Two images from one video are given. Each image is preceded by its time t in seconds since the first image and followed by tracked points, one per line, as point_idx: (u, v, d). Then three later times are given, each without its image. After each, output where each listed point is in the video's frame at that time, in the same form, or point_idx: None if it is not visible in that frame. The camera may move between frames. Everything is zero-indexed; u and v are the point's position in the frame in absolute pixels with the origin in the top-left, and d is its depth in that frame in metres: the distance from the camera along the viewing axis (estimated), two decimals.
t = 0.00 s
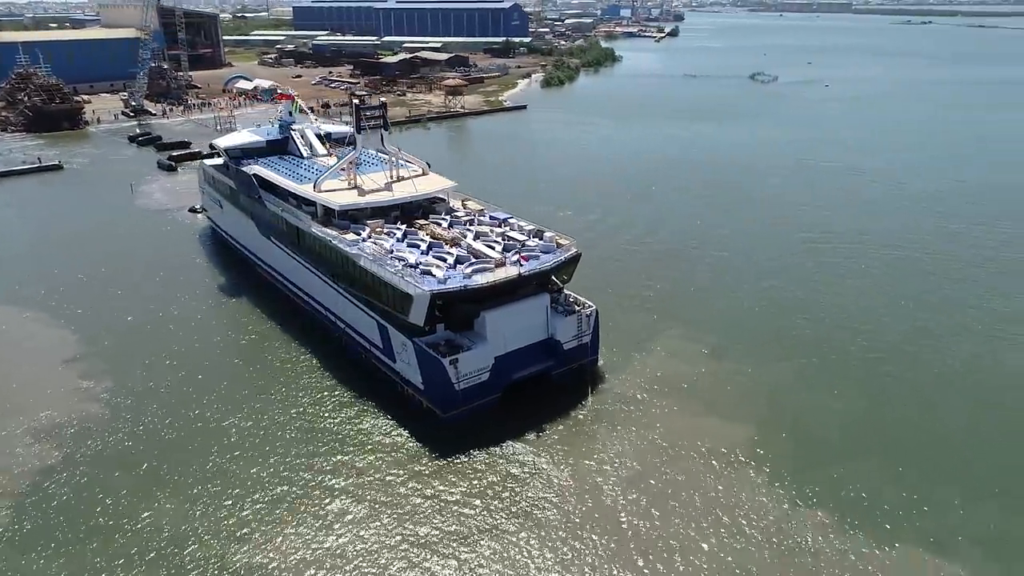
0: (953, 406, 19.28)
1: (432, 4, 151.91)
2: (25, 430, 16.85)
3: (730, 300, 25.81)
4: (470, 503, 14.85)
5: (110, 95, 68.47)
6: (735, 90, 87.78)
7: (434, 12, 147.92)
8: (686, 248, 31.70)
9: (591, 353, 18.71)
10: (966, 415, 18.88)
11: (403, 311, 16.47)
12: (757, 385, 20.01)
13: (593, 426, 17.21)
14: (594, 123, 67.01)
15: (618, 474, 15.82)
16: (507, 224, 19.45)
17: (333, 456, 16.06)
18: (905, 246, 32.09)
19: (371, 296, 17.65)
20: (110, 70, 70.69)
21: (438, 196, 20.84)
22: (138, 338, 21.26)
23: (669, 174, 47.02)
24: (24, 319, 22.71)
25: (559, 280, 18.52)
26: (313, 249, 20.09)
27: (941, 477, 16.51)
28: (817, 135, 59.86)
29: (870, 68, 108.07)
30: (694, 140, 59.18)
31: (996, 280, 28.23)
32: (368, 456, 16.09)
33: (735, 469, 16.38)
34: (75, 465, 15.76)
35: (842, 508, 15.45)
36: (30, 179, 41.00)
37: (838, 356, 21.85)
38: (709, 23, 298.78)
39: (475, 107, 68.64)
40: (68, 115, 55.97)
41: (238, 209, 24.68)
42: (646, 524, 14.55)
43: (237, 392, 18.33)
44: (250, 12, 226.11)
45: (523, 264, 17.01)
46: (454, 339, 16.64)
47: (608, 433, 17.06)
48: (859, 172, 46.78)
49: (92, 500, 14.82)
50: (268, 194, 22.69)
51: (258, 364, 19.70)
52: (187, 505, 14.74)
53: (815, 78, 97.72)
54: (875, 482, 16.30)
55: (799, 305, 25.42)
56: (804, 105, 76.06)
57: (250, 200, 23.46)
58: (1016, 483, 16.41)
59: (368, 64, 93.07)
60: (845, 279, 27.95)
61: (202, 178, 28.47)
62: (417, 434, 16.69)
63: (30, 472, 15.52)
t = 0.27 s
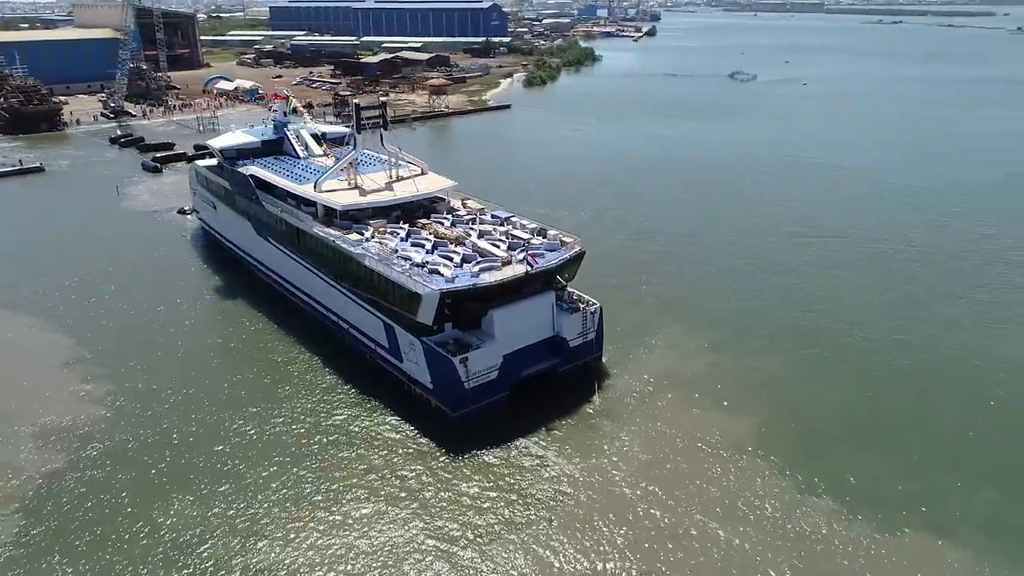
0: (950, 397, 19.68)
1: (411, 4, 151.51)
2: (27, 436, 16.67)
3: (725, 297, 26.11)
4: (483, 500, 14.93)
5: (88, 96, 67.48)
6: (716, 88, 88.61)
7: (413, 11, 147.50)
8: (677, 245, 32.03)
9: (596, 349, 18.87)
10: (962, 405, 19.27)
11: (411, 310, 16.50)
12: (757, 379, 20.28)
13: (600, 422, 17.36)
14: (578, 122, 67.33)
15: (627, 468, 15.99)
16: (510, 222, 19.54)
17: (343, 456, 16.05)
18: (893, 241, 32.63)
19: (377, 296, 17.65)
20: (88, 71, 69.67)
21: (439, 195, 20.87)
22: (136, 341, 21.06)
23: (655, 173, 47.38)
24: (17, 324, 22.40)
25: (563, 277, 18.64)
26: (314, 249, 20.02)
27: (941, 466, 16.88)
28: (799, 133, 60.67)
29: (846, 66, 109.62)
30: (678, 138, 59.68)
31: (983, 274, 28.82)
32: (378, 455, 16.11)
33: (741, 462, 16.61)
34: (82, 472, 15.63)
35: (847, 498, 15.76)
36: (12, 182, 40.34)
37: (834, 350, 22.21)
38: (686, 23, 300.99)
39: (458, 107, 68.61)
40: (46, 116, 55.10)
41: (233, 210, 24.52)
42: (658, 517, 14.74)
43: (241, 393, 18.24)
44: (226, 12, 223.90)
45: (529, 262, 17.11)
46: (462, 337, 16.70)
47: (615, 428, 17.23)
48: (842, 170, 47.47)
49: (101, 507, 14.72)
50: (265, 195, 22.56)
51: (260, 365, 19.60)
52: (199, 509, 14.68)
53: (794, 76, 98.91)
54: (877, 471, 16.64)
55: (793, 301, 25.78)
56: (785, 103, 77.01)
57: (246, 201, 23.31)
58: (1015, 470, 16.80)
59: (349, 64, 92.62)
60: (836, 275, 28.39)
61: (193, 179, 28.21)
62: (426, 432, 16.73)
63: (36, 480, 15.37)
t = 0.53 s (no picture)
0: (948, 396, 20.13)
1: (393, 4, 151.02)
2: (34, 443, 16.53)
3: (722, 294, 26.37)
4: (499, 499, 15.04)
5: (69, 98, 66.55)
6: (699, 87, 89.27)
7: (395, 11, 147.02)
8: (673, 243, 32.30)
9: (602, 346, 19.00)
10: (960, 403, 19.74)
11: (422, 310, 16.54)
12: (760, 377, 20.57)
13: (607, 419, 17.53)
14: (565, 120, 67.53)
15: (638, 465, 16.18)
16: (514, 222, 19.61)
17: (356, 457, 16.09)
18: (883, 240, 33.15)
19: (385, 296, 17.67)
20: (68, 73, 68.76)
21: (443, 195, 20.88)
22: (138, 346, 20.91)
23: (645, 171, 47.65)
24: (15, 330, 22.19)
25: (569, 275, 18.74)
26: (318, 250, 19.97)
27: (943, 461, 17.28)
28: (784, 130, 61.31)
29: (826, 65, 110.91)
30: (666, 136, 60.06)
31: (972, 273, 29.39)
32: (391, 455, 16.17)
33: (750, 458, 16.88)
34: (93, 477, 15.52)
35: (855, 492, 16.08)
36: None
37: (833, 349, 22.60)
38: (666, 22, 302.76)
39: (445, 107, 68.53)
40: (27, 118, 54.33)
41: (232, 212, 24.37)
42: (672, 512, 14.93)
43: (248, 397, 18.23)
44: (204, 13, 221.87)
45: (538, 260, 17.19)
46: (473, 337, 16.77)
47: (624, 426, 17.41)
48: (829, 167, 48.02)
49: (116, 510, 14.64)
50: (266, 195, 22.40)
51: (266, 367, 19.56)
52: (215, 511, 14.66)
53: (776, 75, 99.87)
54: (882, 466, 17.00)
55: (789, 300, 26.14)
56: (769, 101, 77.77)
57: (246, 202, 23.16)
58: (1014, 465, 17.23)
59: (333, 65, 92.15)
60: (830, 274, 28.81)
61: (188, 181, 27.99)
62: (437, 433, 16.81)
63: (47, 485, 15.25)
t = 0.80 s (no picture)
0: (945, 386, 20.52)
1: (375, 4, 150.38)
2: (40, 448, 16.39)
3: (719, 290, 26.67)
4: (514, 496, 15.14)
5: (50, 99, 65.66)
6: (684, 86, 89.91)
7: (377, 11, 146.43)
8: (667, 240, 32.61)
9: (608, 343, 19.20)
10: (957, 394, 20.13)
11: (432, 309, 16.60)
12: (762, 370, 20.85)
13: (616, 415, 17.76)
14: (552, 120, 67.73)
15: (648, 461, 16.38)
16: (519, 221, 19.73)
17: (368, 456, 16.12)
18: (873, 236, 33.64)
19: (394, 296, 17.70)
20: (49, 74, 67.87)
21: (446, 194, 20.95)
22: (139, 349, 20.77)
23: (635, 169, 47.92)
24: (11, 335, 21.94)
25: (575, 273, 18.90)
26: (322, 251, 19.94)
27: (943, 451, 17.66)
28: (769, 128, 61.97)
29: (807, 64, 112.09)
30: (653, 134, 60.45)
31: (961, 267, 29.92)
32: (404, 454, 16.22)
33: (757, 452, 17.14)
34: (104, 481, 15.42)
35: (862, 484, 16.41)
36: None
37: (831, 342, 22.92)
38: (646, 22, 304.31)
39: (432, 107, 68.43)
40: (9, 120, 53.57)
41: (230, 212, 24.24)
42: (685, 507, 15.14)
43: (256, 398, 18.22)
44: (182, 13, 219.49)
45: (546, 259, 17.33)
46: (484, 336, 16.86)
47: (633, 423, 17.60)
48: (816, 164, 48.58)
49: (129, 513, 14.56)
50: (267, 196, 22.33)
51: (271, 369, 19.49)
52: (231, 511, 14.62)
53: (758, 74, 100.78)
54: (886, 458, 17.34)
55: (785, 294, 26.46)
56: (753, 99, 78.52)
57: (246, 203, 23.08)
58: (1013, 453, 17.63)
59: (317, 65, 91.70)
60: (824, 269, 29.20)
61: (184, 182, 27.79)
62: (448, 431, 16.88)
63: (56, 490, 15.13)
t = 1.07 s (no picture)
0: (941, 378, 20.97)
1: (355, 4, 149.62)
2: (48, 454, 16.25)
3: (716, 285, 26.96)
4: (529, 493, 15.27)
5: (29, 100, 64.61)
6: (667, 85, 90.52)
7: (358, 12, 145.75)
8: (661, 237, 32.87)
9: (614, 340, 19.37)
10: (953, 386, 20.57)
11: (444, 308, 16.67)
12: (762, 364, 21.15)
13: (624, 411, 17.97)
14: (538, 119, 67.88)
15: (659, 457, 16.61)
16: (524, 219, 19.82)
17: (382, 456, 16.15)
18: (862, 232, 34.14)
19: (403, 296, 17.72)
20: (27, 75, 66.82)
21: (449, 194, 20.99)
22: (141, 352, 20.63)
23: (624, 168, 48.21)
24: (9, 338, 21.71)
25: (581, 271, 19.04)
26: (327, 251, 19.89)
27: (943, 441, 18.08)
28: (754, 127, 62.62)
29: (786, 64, 113.30)
30: (640, 133, 60.84)
31: (950, 261, 30.49)
32: (417, 453, 16.27)
33: (764, 447, 17.43)
34: (116, 487, 15.34)
35: (866, 476, 16.76)
36: None
37: (828, 337, 23.26)
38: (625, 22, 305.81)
39: (418, 107, 68.31)
40: None
41: (229, 214, 24.10)
42: (697, 502, 15.40)
43: (265, 399, 18.19)
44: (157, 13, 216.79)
45: (555, 257, 17.44)
46: (494, 334, 16.93)
47: (641, 419, 17.81)
48: (802, 162, 49.11)
49: (144, 517, 14.49)
50: (267, 196, 22.23)
51: (277, 370, 19.44)
52: (247, 512, 14.59)
53: (740, 74, 101.66)
54: (888, 450, 17.71)
55: (781, 288, 26.78)
56: (736, 98, 79.24)
57: (246, 204, 22.95)
58: (1010, 443, 18.08)
59: (300, 65, 91.12)
60: (817, 264, 29.59)
61: (178, 184, 27.56)
62: (461, 429, 16.96)
63: (68, 496, 15.03)
